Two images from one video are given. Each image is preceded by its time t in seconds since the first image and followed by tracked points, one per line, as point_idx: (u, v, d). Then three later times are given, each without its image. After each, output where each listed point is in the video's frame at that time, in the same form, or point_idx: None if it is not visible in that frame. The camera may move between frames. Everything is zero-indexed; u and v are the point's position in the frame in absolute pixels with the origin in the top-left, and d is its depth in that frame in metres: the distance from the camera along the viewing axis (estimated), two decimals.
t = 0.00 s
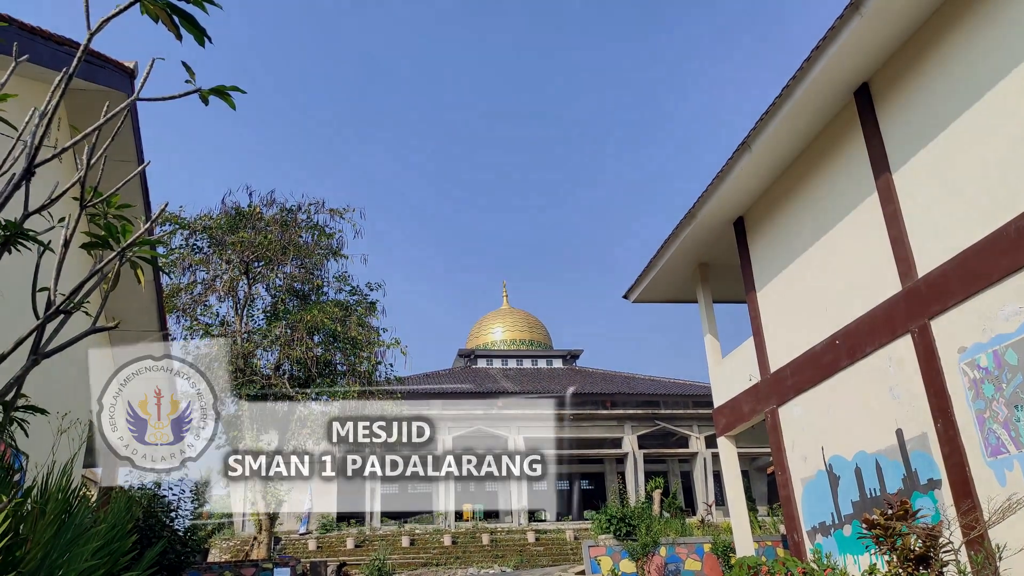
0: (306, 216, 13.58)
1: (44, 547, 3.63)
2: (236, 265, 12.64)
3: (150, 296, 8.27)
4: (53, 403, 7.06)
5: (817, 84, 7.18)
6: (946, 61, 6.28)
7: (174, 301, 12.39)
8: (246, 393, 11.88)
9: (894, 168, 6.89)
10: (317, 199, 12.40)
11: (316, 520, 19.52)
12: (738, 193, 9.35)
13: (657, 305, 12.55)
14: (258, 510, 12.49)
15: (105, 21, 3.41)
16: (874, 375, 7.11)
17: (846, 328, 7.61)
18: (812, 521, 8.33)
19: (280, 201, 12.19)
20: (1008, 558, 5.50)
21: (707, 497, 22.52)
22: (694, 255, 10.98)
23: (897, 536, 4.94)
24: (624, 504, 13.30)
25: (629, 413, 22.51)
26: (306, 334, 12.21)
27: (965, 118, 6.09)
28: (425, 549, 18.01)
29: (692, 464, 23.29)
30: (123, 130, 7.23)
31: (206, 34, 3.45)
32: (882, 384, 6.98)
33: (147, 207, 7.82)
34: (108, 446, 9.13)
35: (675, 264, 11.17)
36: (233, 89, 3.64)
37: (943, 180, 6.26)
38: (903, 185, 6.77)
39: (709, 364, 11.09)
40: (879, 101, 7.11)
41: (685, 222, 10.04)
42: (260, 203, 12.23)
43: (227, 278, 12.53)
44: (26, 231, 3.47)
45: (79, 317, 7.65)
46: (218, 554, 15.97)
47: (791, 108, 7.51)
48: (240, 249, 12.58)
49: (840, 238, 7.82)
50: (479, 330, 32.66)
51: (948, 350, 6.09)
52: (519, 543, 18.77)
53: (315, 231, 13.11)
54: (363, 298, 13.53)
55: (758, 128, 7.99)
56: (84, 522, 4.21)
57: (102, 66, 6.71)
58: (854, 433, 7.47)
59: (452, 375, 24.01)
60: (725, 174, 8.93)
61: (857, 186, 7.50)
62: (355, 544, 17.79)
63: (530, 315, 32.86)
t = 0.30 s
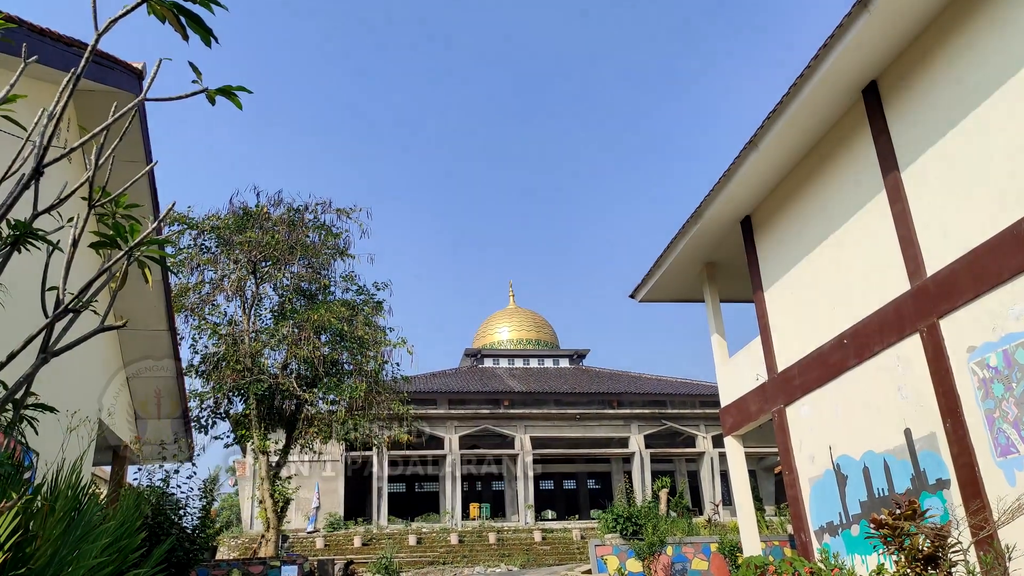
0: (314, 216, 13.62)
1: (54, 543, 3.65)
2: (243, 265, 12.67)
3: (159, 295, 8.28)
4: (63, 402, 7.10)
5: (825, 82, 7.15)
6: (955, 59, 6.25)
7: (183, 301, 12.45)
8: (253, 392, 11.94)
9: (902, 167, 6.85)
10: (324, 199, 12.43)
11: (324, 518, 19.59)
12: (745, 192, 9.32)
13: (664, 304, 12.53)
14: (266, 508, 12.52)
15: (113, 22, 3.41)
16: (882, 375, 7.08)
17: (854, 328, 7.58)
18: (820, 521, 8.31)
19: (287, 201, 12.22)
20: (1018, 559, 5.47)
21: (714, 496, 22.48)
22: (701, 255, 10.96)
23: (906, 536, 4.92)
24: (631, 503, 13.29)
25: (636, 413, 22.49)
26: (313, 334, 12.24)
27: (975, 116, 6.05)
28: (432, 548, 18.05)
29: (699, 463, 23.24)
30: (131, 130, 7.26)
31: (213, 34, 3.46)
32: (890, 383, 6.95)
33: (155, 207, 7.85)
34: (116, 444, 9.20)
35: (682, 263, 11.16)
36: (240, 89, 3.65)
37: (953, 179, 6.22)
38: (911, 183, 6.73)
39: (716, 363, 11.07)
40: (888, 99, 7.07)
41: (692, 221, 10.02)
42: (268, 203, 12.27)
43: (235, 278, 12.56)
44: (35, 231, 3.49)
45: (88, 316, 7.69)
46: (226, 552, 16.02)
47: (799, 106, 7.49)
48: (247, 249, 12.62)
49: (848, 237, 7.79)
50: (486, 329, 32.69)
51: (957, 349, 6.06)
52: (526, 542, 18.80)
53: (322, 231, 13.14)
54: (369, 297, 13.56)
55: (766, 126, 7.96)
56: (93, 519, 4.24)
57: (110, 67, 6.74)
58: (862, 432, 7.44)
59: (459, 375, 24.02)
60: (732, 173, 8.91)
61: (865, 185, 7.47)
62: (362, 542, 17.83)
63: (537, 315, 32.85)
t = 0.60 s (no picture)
0: (321, 215, 13.65)
1: (65, 539, 3.68)
2: (252, 264, 12.72)
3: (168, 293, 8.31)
4: (73, 399, 7.15)
5: (834, 80, 7.12)
6: (966, 55, 6.20)
7: (192, 300, 12.51)
8: (262, 390, 11.99)
9: (911, 164, 6.82)
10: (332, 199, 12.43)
11: (332, 516, 19.66)
12: (752, 190, 9.30)
13: (671, 303, 12.51)
14: (275, 505, 12.58)
15: (120, 21, 3.41)
16: (891, 373, 7.05)
17: (862, 326, 7.55)
18: (828, 520, 8.28)
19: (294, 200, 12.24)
20: None
21: (722, 495, 22.43)
22: (708, 253, 10.93)
23: (914, 535, 4.92)
24: (638, 502, 13.28)
25: (644, 412, 22.45)
26: (321, 332, 12.27)
27: (985, 114, 6.01)
28: (439, 546, 18.09)
29: (707, 462, 23.20)
30: (140, 130, 7.30)
31: (220, 34, 3.47)
32: (898, 382, 6.92)
33: (163, 206, 7.89)
34: (126, 441, 9.26)
35: (689, 262, 11.13)
36: (246, 88, 3.65)
37: (963, 177, 6.18)
38: (920, 181, 6.70)
39: (724, 362, 11.04)
40: (897, 97, 7.03)
41: (699, 219, 10.00)
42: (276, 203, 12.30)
43: (244, 277, 12.61)
44: (45, 230, 3.50)
45: (98, 314, 7.73)
46: (235, 548, 16.11)
47: (807, 104, 7.46)
48: (256, 248, 12.66)
49: (856, 235, 7.76)
50: (493, 328, 32.72)
51: (968, 348, 6.02)
52: (533, 540, 18.82)
53: (329, 230, 13.17)
54: (377, 296, 13.58)
55: (774, 124, 7.93)
56: (103, 516, 4.27)
57: (120, 69, 6.78)
58: (871, 431, 7.41)
59: (466, 374, 24.05)
60: (739, 171, 8.89)
61: (874, 183, 7.44)
62: (370, 540, 17.87)
63: (545, 314, 32.84)
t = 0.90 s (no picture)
0: (328, 214, 13.66)
1: (72, 536, 3.69)
2: (259, 262, 12.74)
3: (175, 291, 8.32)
4: (81, 396, 7.17)
5: (840, 77, 7.08)
6: (974, 52, 6.16)
7: (199, 298, 12.55)
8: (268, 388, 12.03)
9: (918, 162, 6.78)
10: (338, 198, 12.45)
11: (338, 513, 19.72)
12: (758, 188, 9.26)
13: (677, 302, 12.48)
14: (281, 502, 12.61)
15: (126, 21, 3.39)
16: (897, 372, 7.02)
17: (869, 325, 7.52)
18: (833, 519, 8.25)
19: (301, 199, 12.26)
20: None
21: (727, 494, 22.40)
22: (714, 252, 10.90)
23: (920, 534, 4.88)
24: (643, 500, 13.27)
25: (649, 410, 22.42)
26: (327, 330, 12.29)
27: (993, 111, 5.97)
28: (445, 543, 18.12)
29: (712, 461, 23.15)
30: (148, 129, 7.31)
31: (225, 34, 3.46)
32: (905, 381, 6.89)
33: (171, 204, 7.91)
34: (134, 438, 9.30)
35: (694, 260, 11.10)
36: (251, 88, 3.64)
37: (970, 174, 6.14)
38: (928, 179, 6.66)
39: (729, 361, 11.01)
40: (903, 94, 6.99)
41: (705, 217, 9.97)
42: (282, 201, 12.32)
43: (251, 275, 12.64)
44: (52, 229, 3.50)
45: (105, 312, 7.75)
46: (242, 545, 16.19)
47: (813, 102, 7.42)
48: (263, 246, 12.69)
49: (862, 233, 7.72)
50: (499, 326, 32.74)
51: (975, 347, 5.98)
52: (538, 537, 18.84)
53: (335, 229, 13.18)
54: (383, 294, 13.58)
55: (779, 122, 7.90)
56: (111, 512, 4.28)
57: (129, 69, 6.80)
58: (876, 430, 7.38)
59: (472, 372, 24.06)
60: (745, 169, 8.85)
61: (881, 181, 7.40)
62: (376, 537, 17.89)
63: (551, 313, 32.83)
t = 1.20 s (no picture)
0: (333, 212, 13.65)
1: (77, 531, 3.70)
2: (265, 261, 12.75)
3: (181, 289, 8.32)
4: (87, 393, 7.19)
5: (844, 75, 7.06)
6: (978, 50, 6.12)
7: (205, 296, 12.57)
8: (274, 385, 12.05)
9: (923, 159, 6.74)
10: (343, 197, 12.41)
11: (344, 510, 19.77)
12: (762, 186, 9.23)
13: (681, 300, 12.46)
14: (286, 499, 12.64)
15: (129, 20, 3.37)
16: (901, 370, 6.99)
17: (873, 323, 7.49)
18: (837, 518, 8.22)
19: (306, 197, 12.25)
20: None
21: (732, 492, 22.37)
22: (718, 249, 10.87)
23: (924, 533, 4.86)
24: (647, 498, 13.26)
25: (654, 408, 22.39)
26: (332, 328, 12.30)
27: (998, 108, 5.93)
28: (450, 540, 18.15)
29: (717, 459, 23.12)
30: (153, 127, 7.31)
31: (227, 33, 3.45)
32: (909, 379, 6.86)
33: (176, 201, 7.91)
34: (140, 435, 9.33)
35: (698, 258, 11.08)
36: (255, 86, 3.64)
37: (975, 172, 6.11)
38: (932, 176, 6.63)
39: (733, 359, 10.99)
40: (908, 91, 6.95)
41: (709, 215, 9.94)
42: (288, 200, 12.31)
43: (256, 273, 12.65)
44: (58, 227, 3.50)
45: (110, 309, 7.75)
46: (248, 541, 16.26)
47: (816, 100, 7.39)
48: (268, 245, 12.70)
49: (867, 231, 7.69)
50: (504, 324, 32.76)
51: (980, 346, 5.96)
52: (542, 535, 18.86)
53: (340, 227, 13.17)
54: (387, 292, 13.57)
55: (783, 120, 7.87)
56: (118, 509, 4.30)
57: (135, 68, 6.80)
58: (880, 428, 7.36)
59: (477, 370, 24.07)
60: (748, 167, 8.83)
61: (885, 179, 7.36)
62: (381, 534, 17.91)
63: (556, 311, 32.80)
